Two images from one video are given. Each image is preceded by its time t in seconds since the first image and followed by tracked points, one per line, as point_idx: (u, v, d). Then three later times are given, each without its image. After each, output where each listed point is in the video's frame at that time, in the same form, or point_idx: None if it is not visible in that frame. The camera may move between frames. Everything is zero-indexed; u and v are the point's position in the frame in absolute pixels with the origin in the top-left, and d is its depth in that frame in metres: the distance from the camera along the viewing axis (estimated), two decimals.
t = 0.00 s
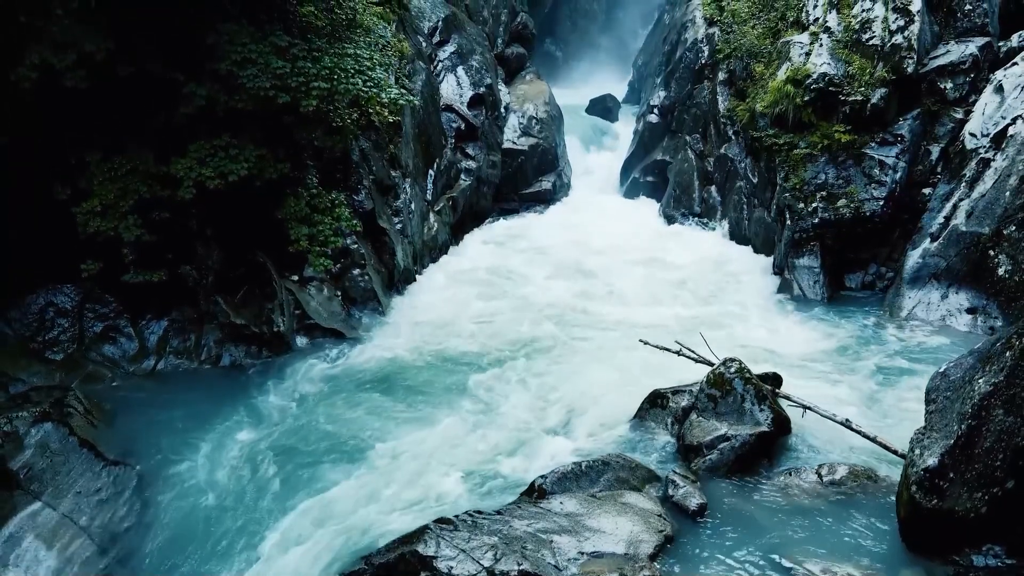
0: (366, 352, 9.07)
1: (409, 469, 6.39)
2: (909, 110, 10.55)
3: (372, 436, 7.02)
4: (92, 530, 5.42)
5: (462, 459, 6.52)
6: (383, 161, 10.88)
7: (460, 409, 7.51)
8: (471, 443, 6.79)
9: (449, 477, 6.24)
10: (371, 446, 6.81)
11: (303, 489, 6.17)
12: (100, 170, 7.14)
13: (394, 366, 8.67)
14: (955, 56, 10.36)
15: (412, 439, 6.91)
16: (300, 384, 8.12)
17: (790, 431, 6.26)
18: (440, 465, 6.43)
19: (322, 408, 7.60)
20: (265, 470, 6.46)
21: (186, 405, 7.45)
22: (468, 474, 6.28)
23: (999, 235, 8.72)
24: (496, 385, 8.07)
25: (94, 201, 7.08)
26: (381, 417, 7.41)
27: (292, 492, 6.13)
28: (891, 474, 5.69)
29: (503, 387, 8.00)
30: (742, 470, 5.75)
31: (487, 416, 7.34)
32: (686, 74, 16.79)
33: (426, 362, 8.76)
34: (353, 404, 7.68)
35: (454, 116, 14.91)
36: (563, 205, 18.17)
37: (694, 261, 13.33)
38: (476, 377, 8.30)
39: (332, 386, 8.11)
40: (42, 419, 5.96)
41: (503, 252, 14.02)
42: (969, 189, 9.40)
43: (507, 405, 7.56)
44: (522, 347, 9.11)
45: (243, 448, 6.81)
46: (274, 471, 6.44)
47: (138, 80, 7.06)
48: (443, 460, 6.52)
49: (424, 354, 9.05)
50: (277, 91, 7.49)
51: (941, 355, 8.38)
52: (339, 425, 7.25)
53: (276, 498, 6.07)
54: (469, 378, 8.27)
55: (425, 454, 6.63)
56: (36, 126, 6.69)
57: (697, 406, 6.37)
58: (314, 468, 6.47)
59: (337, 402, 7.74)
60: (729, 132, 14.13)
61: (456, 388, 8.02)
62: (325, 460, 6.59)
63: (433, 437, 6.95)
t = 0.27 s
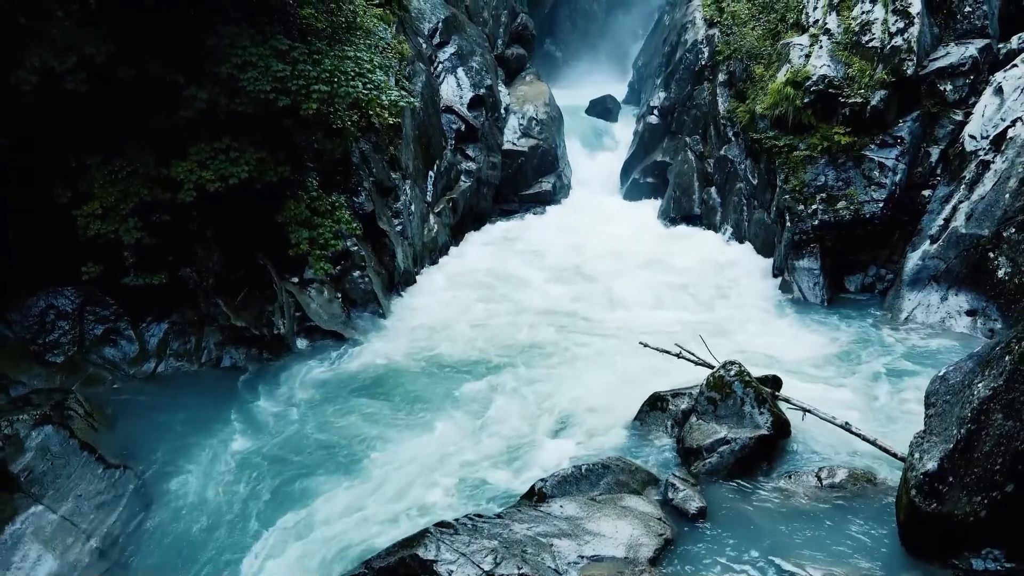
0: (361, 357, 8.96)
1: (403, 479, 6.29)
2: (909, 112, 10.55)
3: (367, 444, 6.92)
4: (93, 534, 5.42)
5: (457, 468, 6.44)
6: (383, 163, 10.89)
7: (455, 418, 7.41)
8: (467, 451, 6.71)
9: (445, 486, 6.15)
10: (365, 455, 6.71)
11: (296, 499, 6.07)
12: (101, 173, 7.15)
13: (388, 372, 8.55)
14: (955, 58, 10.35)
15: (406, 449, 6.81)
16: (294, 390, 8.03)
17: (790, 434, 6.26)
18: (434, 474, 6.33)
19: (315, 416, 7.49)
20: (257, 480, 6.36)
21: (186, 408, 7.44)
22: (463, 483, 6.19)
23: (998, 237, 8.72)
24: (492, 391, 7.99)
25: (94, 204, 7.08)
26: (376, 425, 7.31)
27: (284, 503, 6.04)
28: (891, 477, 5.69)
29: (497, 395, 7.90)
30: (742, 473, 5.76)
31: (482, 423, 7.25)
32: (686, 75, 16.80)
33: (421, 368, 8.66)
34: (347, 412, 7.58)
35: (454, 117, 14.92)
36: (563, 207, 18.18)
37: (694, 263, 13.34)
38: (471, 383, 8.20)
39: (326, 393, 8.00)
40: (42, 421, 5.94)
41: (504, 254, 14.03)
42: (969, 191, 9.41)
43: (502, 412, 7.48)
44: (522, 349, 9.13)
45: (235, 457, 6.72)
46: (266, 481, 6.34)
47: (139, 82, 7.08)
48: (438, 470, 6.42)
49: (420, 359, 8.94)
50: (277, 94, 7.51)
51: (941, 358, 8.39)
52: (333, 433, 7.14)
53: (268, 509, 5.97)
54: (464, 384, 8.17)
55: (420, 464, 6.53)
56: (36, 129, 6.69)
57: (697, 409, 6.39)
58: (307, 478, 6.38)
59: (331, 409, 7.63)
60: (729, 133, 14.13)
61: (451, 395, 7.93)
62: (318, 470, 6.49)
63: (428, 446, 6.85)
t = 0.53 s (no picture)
0: (357, 362, 8.85)
1: (397, 488, 6.20)
2: (909, 113, 10.55)
3: (361, 452, 6.82)
4: (93, 537, 5.43)
5: (453, 475, 6.35)
6: (383, 164, 10.90)
7: (451, 424, 7.30)
8: (462, 457, 6.63)
9: (439, 494, 6.07)
10: (359, 464, 6.61)
11: (288, 510, 5.99)
12: (101, 175, 7.16)
13: (384, 377, 8.44)
14: (954, 59, 10.34)
15: (401, 457, 6.71)
16: (289, 395, 7.93)
17: (789, 436, 6.27)
18: (428, 483, 6.24)
19: (309, 422, 7.39)
20: (249, 490, 6.27)
21: (186, 411, 7.44)
22: (460, 492, 6.10)
23: (998, 239, 8.74)
24: (490, 397, 7.87)
25: (95, 207, 7.08)
26: (370, 432, 7.21)
27: (276, 514, 5.95)
28: (891, 479, 5.70)
29: (494, 403, 7.73)
30: (742, 475, 5.77)
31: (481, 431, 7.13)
32: (686, 76, 16.80)
33: (416, 373, 8.55)
34: (341, 418, 7.47)
35: (454, 118, 14.92)
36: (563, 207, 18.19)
37: (694, 265, 13.36)
38: (468, 389, 8.08)
39: (320, 398, 7.90)
40: (43, 424, 5.94)
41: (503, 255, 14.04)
42: (969, 193, 9.44)
43: (499, 418, 7.38)
44: (522, 351, 9.13)
45: (228, 465, 6.63)
46: (258, 490, 6.26)
47: (139, 84, 7.08)
48: (433, 478, 6.33)
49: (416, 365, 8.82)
50: (277, 97, 7.49)
51: (940, 359, 8.39)
52: (326, 440, 7.04)
53: (259, 520, 5.88)
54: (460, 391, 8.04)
55: (416, 472, 6.44)
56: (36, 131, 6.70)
57: (697, 412, 6.39)
58: (304, 484, 6.33)
59: (325, 415, 7.53)
60: (729, 134, 14.13)
61: (448, 401, 7.81)
62: (311, 479, 6.39)
63: (423, 454, 6.75)
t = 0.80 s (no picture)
0: (352, 367, 8.76)
1: (398, 489, 6.23)
2: (909, 115, 10.56)
3: (354, 460, 6.74)
4: (94, 540, 5.43)
5: (448, 483, 6.27)
6: (383, 166, 10.90)
7: (447, 432, 7.21)
8: (457, 465, 6.56)
9: (434, 503, 5.99)
10: (352, 472, 6.52)
11: (279, 519, 5.91)
12: (101, 178, 7.16)
13: (379, 384, 8.35)
14: (954, 61, 10.35)
15: (395, 465, 6.62)
16: (283, 401, 7.84)
17: (789, 439, 6.28)
18: (422, 492, 6.16)
19: (303, 429, 7.30)
20: (240, 499, 6.19)
21: (186, 414, 7.44)
22: (458, 497, 6.08)
23: (998, 241, 8.79)
24: (488, 404, 7.78)
25: (95, 210, 7.10)
26: (365, 439, 7.12)
27: (266, 523, 5.87)
28: (890, 482, 5.71)
29: (491, 411, 7.60)
30: (742, 479, 5.78)
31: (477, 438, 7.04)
32: (686, 77, 16.82)
33: (412, 380, 8.46)
34: (335, 425, 7.38)
35: (454, 120, 14.93)
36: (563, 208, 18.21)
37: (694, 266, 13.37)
38: (465, 396, 7.99)
39: (315, 404, 7.80)
40: (44, 427, 5.95)
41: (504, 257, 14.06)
42: (968, 195, 9.46)
43: (497, 424, 7.29)
44: (522, 353, 9.14)
45: (220, 473, 6.55)
46: (249, 499, 6.17)
47: (139, 87, 7.09)
48: (427, 487, 6.24)
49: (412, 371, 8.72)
50: (277, 100, 7.52)
51: (940, 362, 8.39)
52: (320, 448, 6.95)
53: (248, 530, 5.80)
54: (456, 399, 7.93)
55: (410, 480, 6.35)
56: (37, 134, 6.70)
57: (697, 415, 6.39)
58: (305, 484, 6.36)
59: (323, 419, 7.50)
60: (729, 136, 14.14)
61: (445, 408, 7.72)
62: (303, 488, 6.31)
63: (418, 461, 6.66)
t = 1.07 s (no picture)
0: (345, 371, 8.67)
1: (399, 491, 6.25)
2: (908, 117, 10.56)
3: (346, 469, 6.65)
4: (94, 543, 5.44)
5: (441, 492, 6.20)
6: (383, 168, 10.91)
7: (440, 440, 7.12)
8: (458, 467, 6.58)
9: (427, 513, 5.92)
10: (343, 482, 6.44)
11: (269, 530, 5.82)
12: (102, 181, 7.17)
13: (371, 389, 8.26)
14: (954, 63, 10.34)
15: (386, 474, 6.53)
16: (285, 402, 7.86)
17: (788, 442, 6.29)
18: (415, 502, 6.08)
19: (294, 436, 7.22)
20: (230, 509, 6.12)
21: (186, 416, 7.45)
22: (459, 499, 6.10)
23: (997, 243, 8.82)
24: (483, 411, 7.68)
25: (96, 212, 7.10)
26: (356, 447, 7.04)
27: (255, 535, 5.78)
28: (889, 485, 5.72)
29: (483, 420, 7.48)
30: (741, 482, 5.79)
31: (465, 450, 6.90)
32: (686, 78, 16.82)
33: (405, 385, 8.37)
34: (327, 432, 7.30)
35: (454, 121, 14.94)
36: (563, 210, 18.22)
37: (694, 268, 13.38)
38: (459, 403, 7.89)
39: (306, 410, 7.72)
40: (44, 430, 5.96)
41: (504, 258, 14.09)
42: (968, 198, 9.47)
43: (489, 433, 7.19)
44: (523, 356, 9.15)
45: (222, 475, 6.58)
46: (240, 510, 6.10)
47: (139, 90, 7.09)
48: (419, 497, 6.15)
49: (405, 376, 8.61)
50: (277, 103, 7.58)
51: (939, 364, 8.41)
52: (311, 456, 6.86)
53: (238, 542, 5.72)
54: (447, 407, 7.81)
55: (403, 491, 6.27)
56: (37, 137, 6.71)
57: (696, 418, 6.39)
58: (307, 487, 6.39)
59: (324, 421, 7.53)
60: (729, 137, 14.14)
61: (438, 416, 7.62)
62: (294, 498, 6.23)
63: (410, 470, 6.58)
